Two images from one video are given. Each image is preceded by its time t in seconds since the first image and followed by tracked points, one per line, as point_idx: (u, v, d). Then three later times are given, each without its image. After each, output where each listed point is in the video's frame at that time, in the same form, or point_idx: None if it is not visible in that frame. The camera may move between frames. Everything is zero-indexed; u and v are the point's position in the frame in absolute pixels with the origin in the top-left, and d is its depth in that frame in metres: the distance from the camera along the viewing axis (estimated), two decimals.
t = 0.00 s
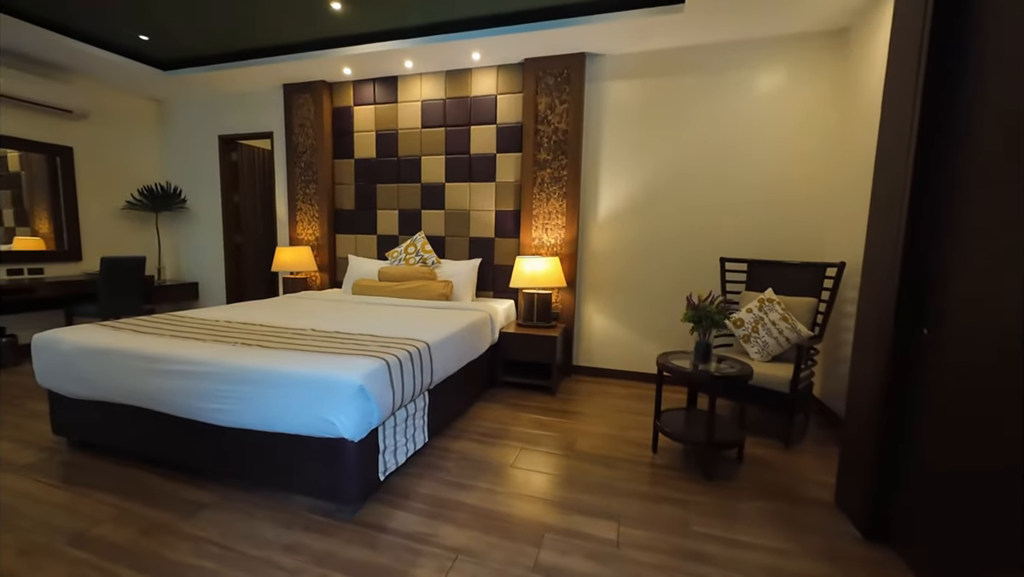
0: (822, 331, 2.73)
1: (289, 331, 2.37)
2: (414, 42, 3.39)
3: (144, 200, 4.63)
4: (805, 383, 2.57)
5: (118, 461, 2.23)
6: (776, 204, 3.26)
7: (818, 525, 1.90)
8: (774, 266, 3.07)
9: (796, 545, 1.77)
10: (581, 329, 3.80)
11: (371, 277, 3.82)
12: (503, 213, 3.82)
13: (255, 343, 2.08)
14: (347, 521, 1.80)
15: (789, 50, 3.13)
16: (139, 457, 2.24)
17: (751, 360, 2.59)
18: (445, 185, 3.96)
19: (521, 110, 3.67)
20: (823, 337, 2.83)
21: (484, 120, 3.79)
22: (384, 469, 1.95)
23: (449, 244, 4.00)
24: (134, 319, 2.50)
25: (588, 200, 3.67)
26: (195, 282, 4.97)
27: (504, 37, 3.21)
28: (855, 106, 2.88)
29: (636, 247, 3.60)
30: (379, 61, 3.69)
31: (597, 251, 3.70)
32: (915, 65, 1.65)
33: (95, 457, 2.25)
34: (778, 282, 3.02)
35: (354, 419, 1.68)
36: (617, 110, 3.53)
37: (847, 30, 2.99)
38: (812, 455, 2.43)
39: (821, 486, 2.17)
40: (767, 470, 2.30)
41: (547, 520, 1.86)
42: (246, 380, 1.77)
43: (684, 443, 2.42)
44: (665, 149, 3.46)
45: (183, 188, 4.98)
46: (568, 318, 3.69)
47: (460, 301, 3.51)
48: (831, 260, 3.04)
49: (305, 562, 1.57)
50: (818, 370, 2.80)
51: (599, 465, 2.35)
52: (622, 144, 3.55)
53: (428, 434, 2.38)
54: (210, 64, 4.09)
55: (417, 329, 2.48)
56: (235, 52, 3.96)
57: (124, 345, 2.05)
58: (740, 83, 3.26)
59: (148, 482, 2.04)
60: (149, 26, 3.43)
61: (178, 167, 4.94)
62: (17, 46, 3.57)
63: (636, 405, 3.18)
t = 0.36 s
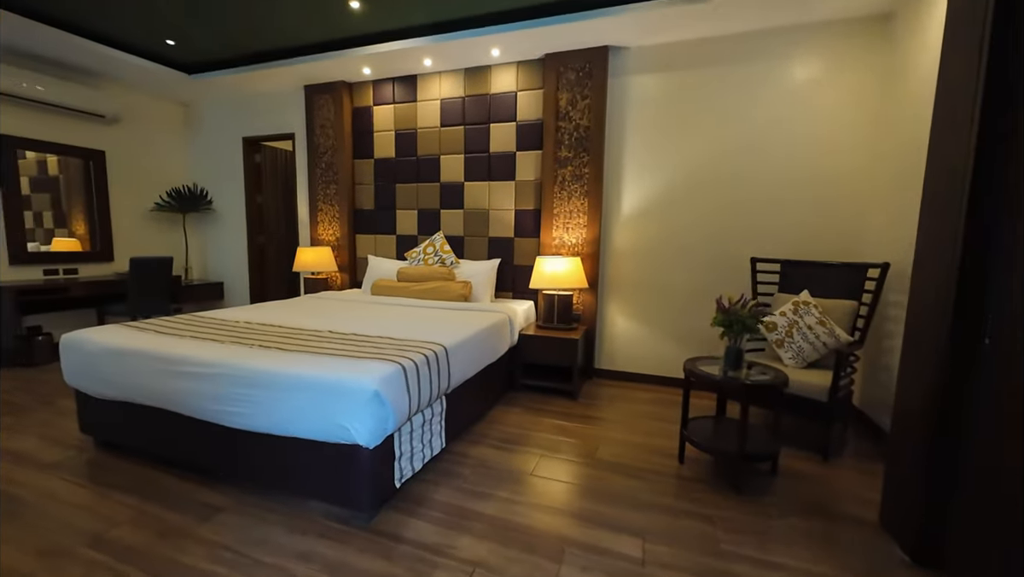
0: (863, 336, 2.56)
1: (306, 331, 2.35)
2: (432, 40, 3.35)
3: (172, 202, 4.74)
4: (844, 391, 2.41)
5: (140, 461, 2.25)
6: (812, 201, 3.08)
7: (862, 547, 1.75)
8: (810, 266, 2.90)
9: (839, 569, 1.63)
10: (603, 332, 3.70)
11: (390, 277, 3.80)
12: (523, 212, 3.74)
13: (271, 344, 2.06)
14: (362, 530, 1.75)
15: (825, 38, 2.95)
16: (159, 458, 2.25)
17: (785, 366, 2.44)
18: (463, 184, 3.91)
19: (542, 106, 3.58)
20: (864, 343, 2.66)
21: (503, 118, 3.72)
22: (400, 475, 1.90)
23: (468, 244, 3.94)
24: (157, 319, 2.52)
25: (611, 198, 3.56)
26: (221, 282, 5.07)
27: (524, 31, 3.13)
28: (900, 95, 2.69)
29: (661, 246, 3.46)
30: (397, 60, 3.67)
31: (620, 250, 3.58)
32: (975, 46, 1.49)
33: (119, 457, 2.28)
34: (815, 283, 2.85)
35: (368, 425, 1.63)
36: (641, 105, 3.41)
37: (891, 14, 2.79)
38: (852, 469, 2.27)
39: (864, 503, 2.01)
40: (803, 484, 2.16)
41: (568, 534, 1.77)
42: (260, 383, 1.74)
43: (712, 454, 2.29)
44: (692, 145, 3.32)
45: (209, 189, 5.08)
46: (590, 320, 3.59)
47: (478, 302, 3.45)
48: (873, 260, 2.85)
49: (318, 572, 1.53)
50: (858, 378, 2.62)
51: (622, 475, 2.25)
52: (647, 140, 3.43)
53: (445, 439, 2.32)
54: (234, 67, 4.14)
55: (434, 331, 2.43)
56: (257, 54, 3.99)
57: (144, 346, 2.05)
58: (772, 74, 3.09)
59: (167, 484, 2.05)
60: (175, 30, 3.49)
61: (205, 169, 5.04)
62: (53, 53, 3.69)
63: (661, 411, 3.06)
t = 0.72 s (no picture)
0: (930, 345, 2.35)
1: (340, 332, 2.34)
2: (465, 38, 3.31)
3: (213, 204, 4.90)
4: (909, 403, 2.22)
5: (181, 458, 2.30)
6: (870, 197, 2.86)
7: None
8: (867, 268, 2.70)
9: None
10: (638, 335, 3.57)
11: (421, 278, 3.79)
12: (556, 212, 3.65)
13: (306, 345, 2.05)
14: (395, 537, 1.71)
15: (884, 22, 2.73)
16: (199, 456, 2.29)
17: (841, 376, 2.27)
18: (495, 184, 3.86)
19: (575, 103, 3.49)
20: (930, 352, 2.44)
21: (536, 116, 3.64)
22: (434, 482, 1.85)
23: (499, 244, 3.88)
24: (197, 319, 2.58)
25: (648, 196, 3.43)
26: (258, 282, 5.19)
27: (558, 26, 3.06)
28: (972, 80, 2.46)
29: (701, 247, 3.31)
30: (429, 60, 3.65)
31: (656, 251, 3.44)
32: None
33: (162, 454, 2.34)
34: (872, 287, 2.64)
35: (403, 431, 1.58)
36: (680, 99, 3.27)
37: None
38: (919, 490, 2.08)
39: (936, 529, 1.83)
40: (864, 505, 1.99)
41: (607, 551, 1.68)
42: (296, 386, 1.73)
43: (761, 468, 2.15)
44: (735, 140, 3.16)
45: (247, 192, 5.22)
46: (625, 323, 3.47)
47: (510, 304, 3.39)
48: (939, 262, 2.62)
49: None
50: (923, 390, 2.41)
51: (663, 488, 2.13)
52: (686, 136, 3.29)
53: (478, 445, 2.26)
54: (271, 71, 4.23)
55: (467, 333, 2.38)
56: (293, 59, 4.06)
57: (185, 346, 2.09)
58: (824, 63, 2.89)
59: (206, 482, 2.07)
60: (216, 37, 3.59)
61: (244, 173, 5.19)
62: (105, 63, 3.88)
63: (701, 420, 2.91)
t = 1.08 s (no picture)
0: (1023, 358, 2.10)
1: (378, 335, 2.29)
2: (502, 34, 3.23)
3: (252, 207, 5.00)
4: (1001, 424, 1.99)
5: (222, 461, 2.30)
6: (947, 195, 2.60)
7: None
8: (944, 273, 2.45)
9: None
10: (682, 342, 3.39)
11: (455, 281, 3.72)
12: (595, 212, 3.52)
13: (345, 349, 2.00)
14: (437, 555, 1.63)
15: (966, 1, 2.46)
16: (239, 460, 2.28)
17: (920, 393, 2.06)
18: (531, 184, 3.75)
19: (617, 99, 3.35)
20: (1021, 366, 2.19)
21: (574, 113, 3.52)
22: (477, 498, 1.77)
23: (535, 246, 3.78)
24: (237, 320, 2.58)
25: (693, 196, 3.26)
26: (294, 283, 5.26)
27: (600, 19, 2.93)
28: None
29: (752, 250, 3.12)
30: (466, 58, 3.59)
31: (703, 254, 3.27)
32: None
33: (204, 455, 2.34)
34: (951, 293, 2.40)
35: (448, 444, 1.50)
36: (730, 93, 3.09)
37: None
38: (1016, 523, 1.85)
39: None
40: (952, 538, 1.78)
41: None
42: (336, 393, 1.67)
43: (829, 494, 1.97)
44: (791, 135, 2.95)
45: (285, 195, 5.31)
46: (669, 329, 3.31)
47: (547, 308, 3.28)
48: None
49: None
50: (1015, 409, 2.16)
51: (720, 509, 1.98)
52: (736, 132, 3.10)
53: (520, 457, 2.16)
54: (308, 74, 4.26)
55: (508, 338, 2.28)
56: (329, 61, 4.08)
57: (226, 348, 2.07)
58: (893, 49, 2.65)
59: (246, 487, 2.05)
60: (257, 42, 3.64)
61: (281, 175, 5.27)
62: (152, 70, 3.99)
63: (754, 434, 2.72)
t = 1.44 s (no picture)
0: None
1: (422, 342, 2.20)
2: (548, 30, 3.11)
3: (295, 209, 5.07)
4: None
5: (266, 467, 2.26)
6: None
7: None
8: None
9: None
10: (739, 352, 3.16)
11: (496, 285, 3.61)
12: (643, 214, 3.33)
13: (390, 358, 1.92)
14: None
15: None
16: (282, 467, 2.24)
17: None
18: (575, 185, 3.61)
19: (670, 93, 3.16)
20: None
21: (623, 110, 3.35)
22: (529, 523, 1.64)
23: (579, 249, 3.62)
24: (281, 323, 2.56)
25: (753, 196, 3.03)
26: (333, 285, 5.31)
27: (654, 9, 2.76)
28: None
29: (820, 255, 2.85)
30: (509, 56, 3.49)
31: (763, 258, 3.03)
32: None
33: (247, 460, 2.32)
34: None
35: (502, 467, 1.38)
36: (797, 84, 2.84)
37: None
38: None
39: None
40: None
41: None
42: (383, 406, 1.59)
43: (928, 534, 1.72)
44: (868, 128, 2.67)
45: (326, 197, 5.36)
46: (724, 339, 3.09)
47: (593, 314, 3.12)
48: None
49: None
50: None
51: (797, 545, 1.77)
52: (803, 126, 2.85)
53: (571, 476, 2.02)
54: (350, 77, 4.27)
55: (557, 348, 2.15)
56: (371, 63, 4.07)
57: (271, 354, 2.03)
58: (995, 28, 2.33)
59: (289, 497, 2.00)
60: (302, 45, 3.66)
61: (323, 178, 5.33)
62: (203, 76, 4.10)
63: (825, 457, 2.47)
